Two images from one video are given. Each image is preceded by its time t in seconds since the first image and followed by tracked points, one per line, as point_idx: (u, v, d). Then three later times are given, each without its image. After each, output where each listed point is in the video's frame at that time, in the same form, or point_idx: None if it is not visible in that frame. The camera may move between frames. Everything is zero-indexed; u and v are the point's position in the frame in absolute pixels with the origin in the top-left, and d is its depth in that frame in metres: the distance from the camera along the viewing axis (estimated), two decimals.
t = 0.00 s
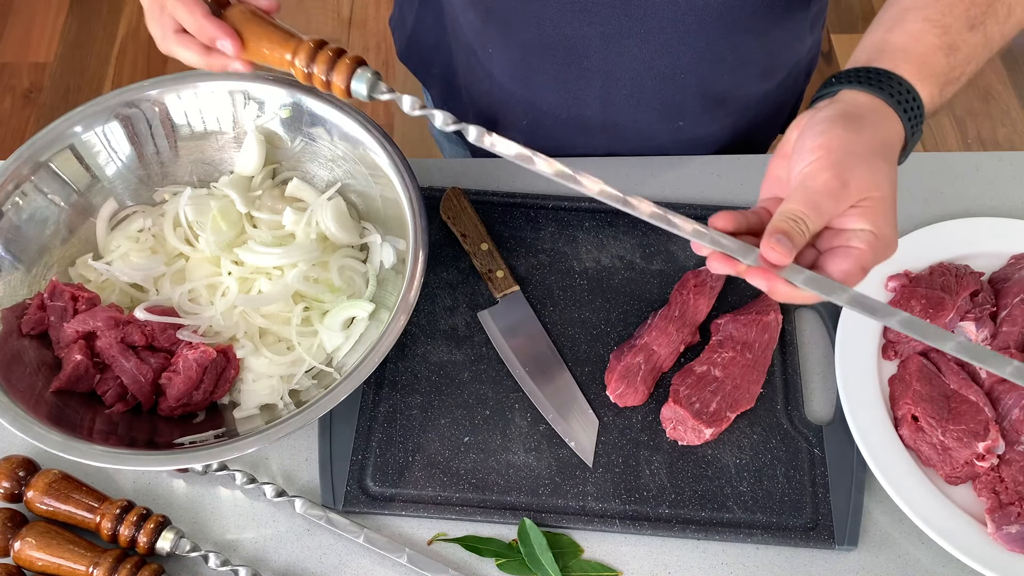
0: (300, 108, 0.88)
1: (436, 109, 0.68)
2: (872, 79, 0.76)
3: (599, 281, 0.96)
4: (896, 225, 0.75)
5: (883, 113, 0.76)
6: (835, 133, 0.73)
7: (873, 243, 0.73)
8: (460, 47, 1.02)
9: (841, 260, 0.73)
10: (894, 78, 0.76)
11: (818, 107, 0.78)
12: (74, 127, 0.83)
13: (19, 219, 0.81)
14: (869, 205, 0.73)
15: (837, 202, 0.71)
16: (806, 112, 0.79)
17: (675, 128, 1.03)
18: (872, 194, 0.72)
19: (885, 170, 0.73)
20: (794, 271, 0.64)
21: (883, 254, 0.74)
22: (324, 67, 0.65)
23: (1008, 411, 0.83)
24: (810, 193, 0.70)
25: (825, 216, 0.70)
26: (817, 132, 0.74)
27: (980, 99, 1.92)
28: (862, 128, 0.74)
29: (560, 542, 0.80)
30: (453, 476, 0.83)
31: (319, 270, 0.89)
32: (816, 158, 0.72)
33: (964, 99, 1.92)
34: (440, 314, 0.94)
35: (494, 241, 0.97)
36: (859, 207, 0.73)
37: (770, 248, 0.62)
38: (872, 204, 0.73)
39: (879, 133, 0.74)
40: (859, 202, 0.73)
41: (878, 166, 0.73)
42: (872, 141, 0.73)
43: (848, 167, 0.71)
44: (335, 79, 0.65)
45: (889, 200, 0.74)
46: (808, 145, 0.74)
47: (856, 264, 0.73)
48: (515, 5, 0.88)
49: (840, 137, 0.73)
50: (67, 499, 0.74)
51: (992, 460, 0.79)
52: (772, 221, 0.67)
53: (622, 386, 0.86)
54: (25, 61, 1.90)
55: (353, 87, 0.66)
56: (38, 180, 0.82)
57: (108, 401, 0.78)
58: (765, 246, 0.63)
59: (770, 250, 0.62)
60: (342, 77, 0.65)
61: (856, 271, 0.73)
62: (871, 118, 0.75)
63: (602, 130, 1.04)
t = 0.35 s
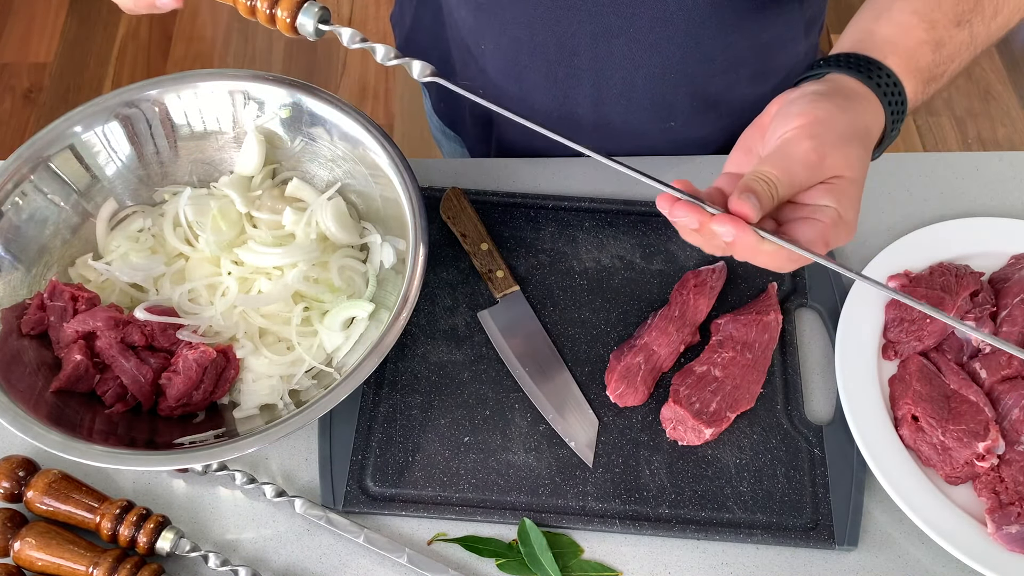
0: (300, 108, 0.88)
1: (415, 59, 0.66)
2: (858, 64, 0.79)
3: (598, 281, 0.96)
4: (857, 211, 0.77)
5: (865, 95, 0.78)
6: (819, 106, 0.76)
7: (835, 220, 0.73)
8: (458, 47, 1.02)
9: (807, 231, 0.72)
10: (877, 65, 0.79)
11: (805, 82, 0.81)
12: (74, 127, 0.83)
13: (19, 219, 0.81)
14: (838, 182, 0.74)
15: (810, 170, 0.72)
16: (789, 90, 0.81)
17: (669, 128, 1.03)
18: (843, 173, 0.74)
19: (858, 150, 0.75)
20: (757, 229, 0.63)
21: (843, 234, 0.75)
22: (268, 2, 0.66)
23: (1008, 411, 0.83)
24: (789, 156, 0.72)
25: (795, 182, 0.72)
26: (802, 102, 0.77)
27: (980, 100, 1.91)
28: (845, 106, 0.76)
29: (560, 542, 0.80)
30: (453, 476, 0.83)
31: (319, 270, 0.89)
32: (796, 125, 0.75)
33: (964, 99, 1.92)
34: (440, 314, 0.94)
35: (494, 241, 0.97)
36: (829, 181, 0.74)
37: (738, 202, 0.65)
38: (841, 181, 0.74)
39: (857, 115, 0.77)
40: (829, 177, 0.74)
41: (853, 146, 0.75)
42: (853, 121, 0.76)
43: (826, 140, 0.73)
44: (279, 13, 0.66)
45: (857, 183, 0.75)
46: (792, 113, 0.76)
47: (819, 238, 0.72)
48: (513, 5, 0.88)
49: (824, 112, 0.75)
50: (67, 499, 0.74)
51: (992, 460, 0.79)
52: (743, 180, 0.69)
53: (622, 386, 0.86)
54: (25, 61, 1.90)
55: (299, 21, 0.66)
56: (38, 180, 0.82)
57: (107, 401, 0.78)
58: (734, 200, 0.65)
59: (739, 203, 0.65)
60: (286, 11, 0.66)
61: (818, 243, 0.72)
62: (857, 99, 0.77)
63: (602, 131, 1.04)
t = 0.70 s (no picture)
0: (299, 108, 0.88)
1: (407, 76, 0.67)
2: (847, 97, 0.78)
3: (598, 281, 0.96)
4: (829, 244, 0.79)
5: (852, 131, 0.78)
6: (806, 139, 0.76)
7: (805, 254, 0.76)
8: (456, 47, 1.02)
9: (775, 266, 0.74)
10: (865, 99, 0.78)
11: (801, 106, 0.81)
12: (74, 127, 0.83)
13: (19, 219, 0.81)
14: (814, 216, 0.76)
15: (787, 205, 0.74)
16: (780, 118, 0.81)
17: (664, 128, 1.02)
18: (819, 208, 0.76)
19: (838, 185, 0.76)
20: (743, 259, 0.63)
21: (810, 266, 0.77)
22: (278, 19, 0.66)
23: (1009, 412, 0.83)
24: (768, 190, 0.73)
25: (771, 216, 0.74)
26: (790, 132, 0.77)
27: (980, 99, 1.91)
28: (832, 140, 0.76)
29: (560, 542, 0.80)
30: (453, 476, 0.83)
31: (319, 270, 0.89)
32: (781, 155, 0.75)
33: (964, 99, 1.92)
34: (440, 314, 0.94)
35: (494, 241, 0.97)
36: (805, 214, 0.76)
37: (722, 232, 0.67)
38: (816, 215, 0.76)
39: (844, 154, 0.77)
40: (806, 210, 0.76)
41: (833, 181, 0.76)
42: (836, 156, 0.76)
43: (806, 175, 0.74)
44: (288, 31, 0.67)
45: (833, 219, 0.77)
46: (779, 141, 0.76)
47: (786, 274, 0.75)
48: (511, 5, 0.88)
49: (810, 144, 0.75)
50: (67, 499, 0.74)
51: (992, 460, 0.79)
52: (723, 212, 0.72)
53: (622, 386, 0.86)
54: (25, 61, 1.90)
55: (307, 41, 0.67)
56: (38, 180, 0.82)
57: (107, 401, 0.78)
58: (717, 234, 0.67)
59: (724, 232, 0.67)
60: (296, 29, 0.67)
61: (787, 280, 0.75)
62: (844, 135, 0.77)
63: (601, 131, 1.04)
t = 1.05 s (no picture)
0: (300, 108, 0.88)
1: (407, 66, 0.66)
2: (857, 77, 0.80)
3: (598, 281, 0.96)
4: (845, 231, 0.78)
5: (866, 113, 0.78)
6: (818, 122, 0.75)
7: (818, 244, 0.76)
8: (458, 45, 1.02)
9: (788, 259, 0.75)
10: (879, 78, 0.79)
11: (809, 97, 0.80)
12: (74, 127, 0.83)
13: (19, 219, 0.81)
14: (829, 202, 0.75)
15: (804, 190, 0.72)
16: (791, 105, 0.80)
17: (664, 126, 1.02)
18: (836, 192, 0.75)
19: (854, 167, 0.75)
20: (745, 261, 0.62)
21: (826, 254, 0.78)
22: (278, 9, 0.66)
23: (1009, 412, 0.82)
24: (783, 174, 0.72)
25: (788, 202, 0.72)
26: (802, 118, 0.76)
27: (980, 99, 1.91)
28: (844, 123, 0.76)
29: (560, 542, 0.80)
30: (453, 476, 0.83)
31: (319, 270, 0.89)
32: (794, 140, 0.75)
33: (964, 99, 1.92)
34: (440, 314, 0.94)
35: (494, 241, 0.97)
36: (819, 201, 0.75)
37: (728, 230, 0.66)
38: (832, 201, 0.75)
39: (859, 135, 0.77)
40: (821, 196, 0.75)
41: (848, 164, 0.75)
42: (850, 138, 0.76)
43: (821, 157, 0.73)
44: (287, 21, 0.66)
45: (850, 203, 0.76)
46: (791, 128, 0.76)
47: (801, 267, 0.75)
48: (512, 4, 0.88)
49: (822, 127, 0.75)
50: (67, 499, 0.74)
51: (992, 460, 0.79)
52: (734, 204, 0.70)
53: (621, 386, 0.86)
54: (25, 61, 1.90)
55: (307, 31, 0.66)
56: (38, 180, 0.82)
57: (107, 401, 0.78)
58: (723, 231, 0.66)
59: (728, 231, 0.66)
60: (296, 20, 0.66)
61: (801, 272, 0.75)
62: (856, 116, 0.77)
63: (601, 130, 1.04)
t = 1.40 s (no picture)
0: (300, 108, 0.88)
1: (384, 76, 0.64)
2: (843, 70, 0.79)
3: (598, 281, 0.96)
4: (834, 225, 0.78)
5: (850, 105, 0.78)
6: (801, 117, 0.75)
7: (811, 238, 0.75)
8: (457, 43, 1.02)
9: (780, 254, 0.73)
10: (862, 71, 0.78)
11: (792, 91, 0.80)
12: (74, 127, 0.83)
13: (19, 219, 0.81)
14: (817, 197, 0.74)
15: (790, 187, 0.73)
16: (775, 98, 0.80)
17: (664, 126, 1.02)
18: (823, 188, 0.74)
19: (839, 162, 0.75)
20: (736, 260, 0.62)
21: (817, 249, 0.77)
22: (256, 26, 0.62)
23: (1009, 412, 0.82)
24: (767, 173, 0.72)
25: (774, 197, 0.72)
26: (785, 113, 0.76)
27: (980, 99, 1.91)
28: (828, 117, 0.76)
29: (560, 542, 0.80)
30: (453, 476, 0.83)
31: (319, 270, 0.89)
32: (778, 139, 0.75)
33: (963, 99, 1.92)
34: (440, 314, 0.94)
35: (494, 241, 0.97)
36: (807, 196, 0.74)
37: (717, 229, 0.64)
38: (820, 196, 0.74)
39: (842, 129, 0.76)
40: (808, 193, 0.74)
41: (834, 158, 0.74)
42: (835, 132, 0.76)
43: (806, 153, 0.73)
44: (268, 39, 0.62)
45: (837, 197, 0.75)
46: (776, 125, 0.76)
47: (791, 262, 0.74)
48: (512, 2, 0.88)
49: (805, 122, 0.75)
50: (67, 500, 0.74)
51: (992, 460, 0.79)
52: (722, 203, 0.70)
53: (621, 386, 0.86)
54: (25, 61, 1.90)
55: (288, 48, 0.63)
56: (38, 180, 0.82)
57: (107, 401, 0.78)
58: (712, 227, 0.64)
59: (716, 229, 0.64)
60: (275, 37, 0.62)
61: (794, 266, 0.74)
62: (839, 109, 0.77)
63: (601, 129, 1.04)
